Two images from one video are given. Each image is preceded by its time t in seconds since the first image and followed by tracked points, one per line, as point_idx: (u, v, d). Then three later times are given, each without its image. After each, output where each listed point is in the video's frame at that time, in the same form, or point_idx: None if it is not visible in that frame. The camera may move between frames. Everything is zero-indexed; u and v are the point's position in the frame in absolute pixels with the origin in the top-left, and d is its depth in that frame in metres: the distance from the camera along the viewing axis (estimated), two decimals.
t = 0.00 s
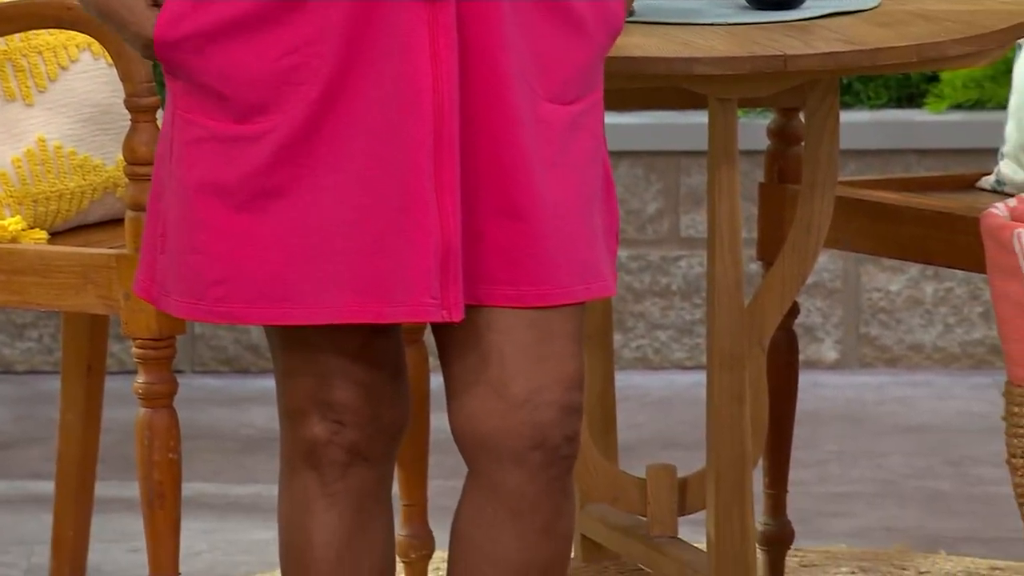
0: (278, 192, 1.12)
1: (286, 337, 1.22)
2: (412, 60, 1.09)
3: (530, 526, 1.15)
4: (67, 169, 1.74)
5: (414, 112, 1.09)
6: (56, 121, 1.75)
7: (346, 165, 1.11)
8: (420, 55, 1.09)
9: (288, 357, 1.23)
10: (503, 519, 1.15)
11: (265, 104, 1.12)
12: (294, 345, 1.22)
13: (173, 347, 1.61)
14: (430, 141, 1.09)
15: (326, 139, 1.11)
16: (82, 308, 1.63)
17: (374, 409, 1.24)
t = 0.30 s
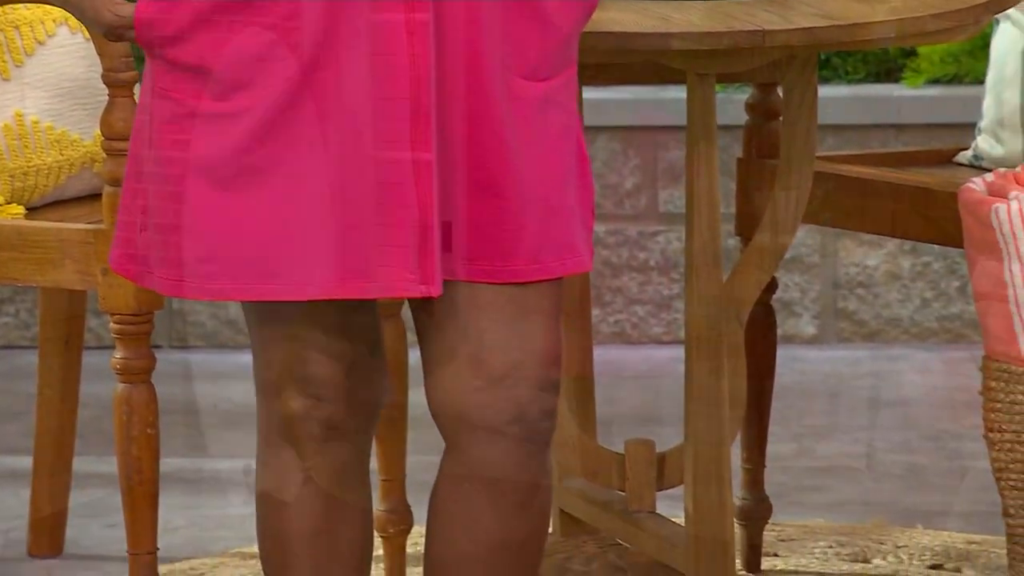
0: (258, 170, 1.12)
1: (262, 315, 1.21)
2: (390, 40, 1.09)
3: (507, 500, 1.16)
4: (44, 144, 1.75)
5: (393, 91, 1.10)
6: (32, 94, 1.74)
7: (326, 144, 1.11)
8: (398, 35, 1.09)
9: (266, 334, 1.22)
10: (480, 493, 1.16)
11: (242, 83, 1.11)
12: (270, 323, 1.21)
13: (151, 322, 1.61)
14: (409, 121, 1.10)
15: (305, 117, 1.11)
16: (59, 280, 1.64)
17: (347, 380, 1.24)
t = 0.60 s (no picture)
0: (241, 147, 1.12)
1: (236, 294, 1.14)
2: (374, 40, 1.08)
3: (490, 484, 1.09)
4: (22, 119, 1.77)
5: (376, 90, 1.09)
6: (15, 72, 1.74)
7: (311, 129, 1.11)
8: (381, 35, 1.08)
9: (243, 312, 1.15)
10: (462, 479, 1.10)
11: (225, 66, 1.12)
12: (241, 303, 1.14)
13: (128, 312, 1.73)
14: (390, 120, 1.10)
15: (285, 102, 1.10)
16: (44, 265, 1.81)
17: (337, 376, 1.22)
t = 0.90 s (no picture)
0: (222, 125, 1.62)
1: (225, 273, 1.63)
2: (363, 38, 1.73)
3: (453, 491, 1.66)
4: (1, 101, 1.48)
5: (381, 94, 1.73)
6: None
7: (280, 128, 1.68)
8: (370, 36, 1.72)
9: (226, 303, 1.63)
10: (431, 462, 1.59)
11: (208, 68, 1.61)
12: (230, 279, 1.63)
13: (105, 322, 1.57)
14: (379, 124, 1.74)
15: (264, 132, 1.66)
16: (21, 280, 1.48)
17: (324, 375, 1.70)
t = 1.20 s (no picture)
0: (198, 107, 1.62)
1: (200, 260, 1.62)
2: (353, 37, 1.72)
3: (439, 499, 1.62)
4: None
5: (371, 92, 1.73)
6: None
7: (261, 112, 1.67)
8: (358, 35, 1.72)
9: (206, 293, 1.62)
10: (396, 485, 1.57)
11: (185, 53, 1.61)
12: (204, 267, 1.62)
13: (87, 322, 1.58)
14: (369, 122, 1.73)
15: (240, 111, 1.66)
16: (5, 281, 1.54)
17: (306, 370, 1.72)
